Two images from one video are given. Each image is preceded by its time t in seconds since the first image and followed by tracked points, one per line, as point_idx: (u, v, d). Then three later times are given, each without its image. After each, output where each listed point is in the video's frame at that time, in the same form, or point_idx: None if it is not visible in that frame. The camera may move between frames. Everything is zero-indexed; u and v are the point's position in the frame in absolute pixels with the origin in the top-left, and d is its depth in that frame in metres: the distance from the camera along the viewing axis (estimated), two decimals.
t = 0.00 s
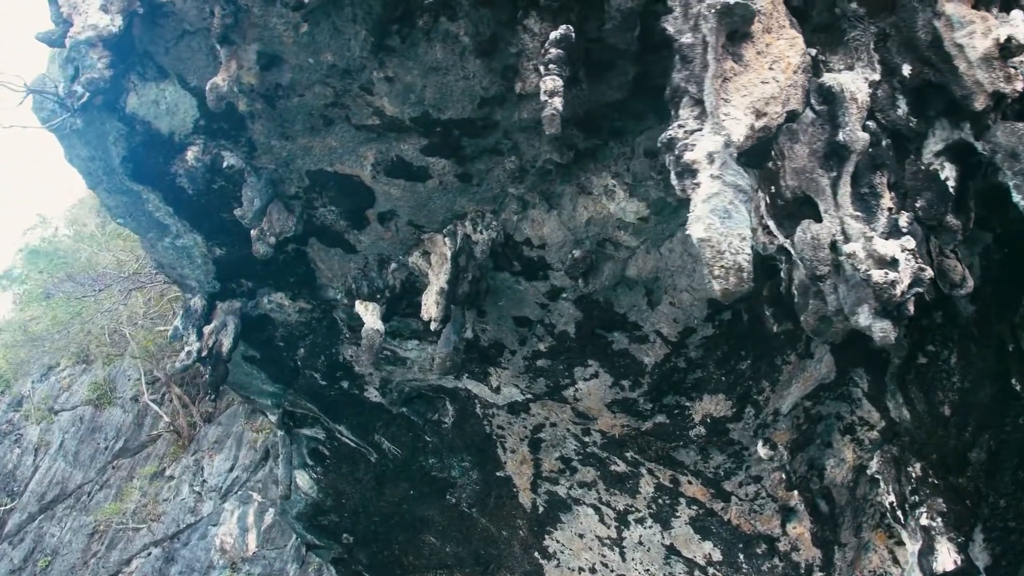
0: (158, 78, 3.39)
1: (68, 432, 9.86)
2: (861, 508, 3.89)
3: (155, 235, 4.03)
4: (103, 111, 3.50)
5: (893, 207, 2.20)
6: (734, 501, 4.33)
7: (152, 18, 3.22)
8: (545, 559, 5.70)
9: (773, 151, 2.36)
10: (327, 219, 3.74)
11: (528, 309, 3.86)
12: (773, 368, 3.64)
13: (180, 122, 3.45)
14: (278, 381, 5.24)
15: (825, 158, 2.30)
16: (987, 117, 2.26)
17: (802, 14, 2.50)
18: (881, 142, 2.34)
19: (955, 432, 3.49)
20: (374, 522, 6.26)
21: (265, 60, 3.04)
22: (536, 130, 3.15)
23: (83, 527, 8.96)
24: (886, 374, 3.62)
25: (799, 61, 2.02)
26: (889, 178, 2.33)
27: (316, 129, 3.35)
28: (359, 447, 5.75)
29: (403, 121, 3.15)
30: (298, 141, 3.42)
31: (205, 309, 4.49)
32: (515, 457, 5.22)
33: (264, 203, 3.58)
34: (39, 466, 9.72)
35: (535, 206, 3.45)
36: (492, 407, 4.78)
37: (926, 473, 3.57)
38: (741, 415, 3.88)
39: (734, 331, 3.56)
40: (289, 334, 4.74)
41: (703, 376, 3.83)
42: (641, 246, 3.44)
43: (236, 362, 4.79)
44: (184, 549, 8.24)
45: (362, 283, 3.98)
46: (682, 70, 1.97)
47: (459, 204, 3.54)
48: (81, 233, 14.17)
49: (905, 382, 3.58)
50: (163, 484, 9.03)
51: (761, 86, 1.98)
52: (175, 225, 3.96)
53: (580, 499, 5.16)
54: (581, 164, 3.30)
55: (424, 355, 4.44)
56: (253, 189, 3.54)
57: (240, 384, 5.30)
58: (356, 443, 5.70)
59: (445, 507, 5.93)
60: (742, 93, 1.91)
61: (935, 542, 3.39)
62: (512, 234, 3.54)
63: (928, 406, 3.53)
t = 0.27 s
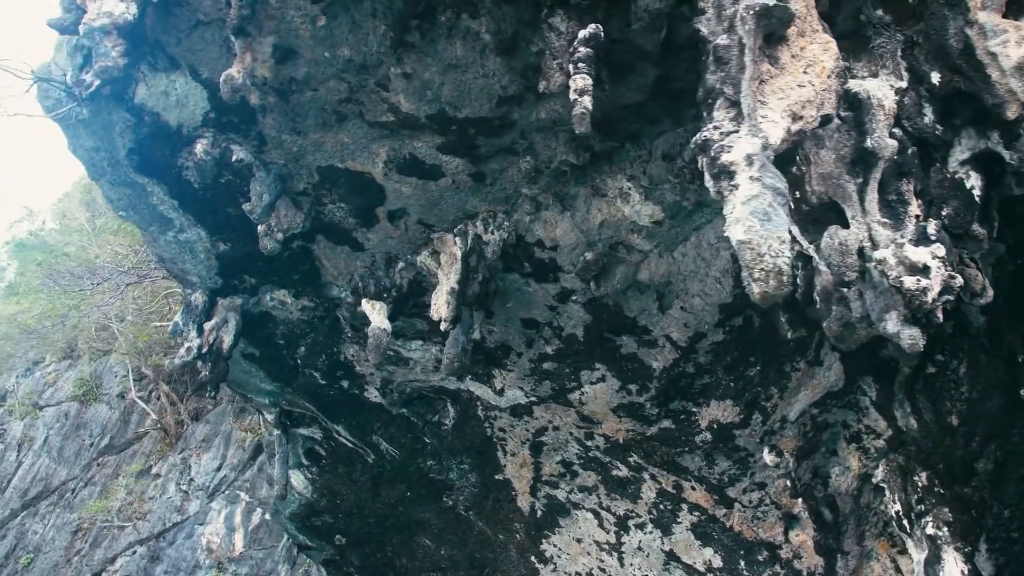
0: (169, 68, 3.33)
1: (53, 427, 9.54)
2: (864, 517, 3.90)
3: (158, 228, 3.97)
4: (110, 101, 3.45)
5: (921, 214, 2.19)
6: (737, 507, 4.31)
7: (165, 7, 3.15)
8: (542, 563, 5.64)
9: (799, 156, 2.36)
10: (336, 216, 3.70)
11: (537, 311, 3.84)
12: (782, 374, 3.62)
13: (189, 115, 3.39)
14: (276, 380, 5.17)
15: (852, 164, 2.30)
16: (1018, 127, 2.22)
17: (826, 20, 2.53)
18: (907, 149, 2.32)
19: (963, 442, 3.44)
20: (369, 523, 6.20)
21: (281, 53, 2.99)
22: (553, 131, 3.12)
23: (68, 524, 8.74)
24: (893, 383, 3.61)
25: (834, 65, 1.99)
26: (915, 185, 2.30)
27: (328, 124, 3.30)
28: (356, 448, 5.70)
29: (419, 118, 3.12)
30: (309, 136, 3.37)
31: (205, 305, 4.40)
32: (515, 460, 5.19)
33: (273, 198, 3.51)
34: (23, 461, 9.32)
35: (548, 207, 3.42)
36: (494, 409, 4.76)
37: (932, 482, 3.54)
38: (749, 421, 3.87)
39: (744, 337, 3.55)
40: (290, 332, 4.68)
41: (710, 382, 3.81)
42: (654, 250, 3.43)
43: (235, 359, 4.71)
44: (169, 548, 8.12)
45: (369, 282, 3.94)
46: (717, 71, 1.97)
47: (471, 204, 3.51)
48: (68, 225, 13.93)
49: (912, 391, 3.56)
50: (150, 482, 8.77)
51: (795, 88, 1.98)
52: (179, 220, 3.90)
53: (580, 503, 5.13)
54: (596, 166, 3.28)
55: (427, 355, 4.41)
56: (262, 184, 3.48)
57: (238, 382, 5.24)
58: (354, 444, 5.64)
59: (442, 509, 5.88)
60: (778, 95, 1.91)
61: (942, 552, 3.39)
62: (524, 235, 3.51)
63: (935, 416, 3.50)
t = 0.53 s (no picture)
0: (179, 58, 3.27)
1: (37, 421, 9.35)
2: (866, 524, 3.89)
3: (161, 221, 3.91)
4: (118, 90, 3.39)
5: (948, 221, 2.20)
6: (739, 513, 4.28)
7: None
8: (537, 566, 5.60)
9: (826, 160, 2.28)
10: (344, 212, 3.64)
11: (545, 312, 3.81)
12: (790, 380, 3.60)
13: (199, 105, 3.34)
14: (275, 377, 5.10)
15: (878, 169, 2.27)
16: None
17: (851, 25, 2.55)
18: (932, 155, 2.28)
19: (968, 452, 3.47)
20: (363, 523, 6.15)
21: (295, 44, 2.93)
22: (569, 130, 3.10)
23: (51, 520, 8.57)
24: (900, 392, 3.60)
25: (867, 69, 2.02)
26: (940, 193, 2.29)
27: (340, 118, 3.25)
28: (353, 448, 5.64)
29: (434, 114, 3.08)
30: (320, 130, 3.32)
31: (206, 300, 4.34)
32: (515, 462, 5.15)
33: (281, 192, 3.46)
34: (5, 455, 9.13)
35: (561, 207, 3.39)
36: (496, 411, 4.73)
37: (936, 491, 3.54)
38: (755, 426, 3.85)
39: (753, 342, 3.53)
40: (291, 329, 4.63)
41: (717, 386, 3.79)
42: (666, 253, 3.40)
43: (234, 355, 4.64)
44: (155, 545, 7.93)
45: (375, 279, 3.89)
46: (752, 73, 1.96)
47: (483, 203, 3.47)
48: (55, 216, 13.68)
49: (919, 400, 3.55)
50: (135, 479, 8.56)
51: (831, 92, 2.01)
52: (182, 212, 3.83)
53: (578, 507, 5.10)
54: (610, 167, 3.25)
55: (430, 355, 4.38)
56: (270, 177, 3.41)
57: (233, 379, 5.16)
58: (351, 443, 5.58)
59: (437, 510, 5.83)
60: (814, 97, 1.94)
61: (946, 560, 3.40)
62: (534, 235, 3.49)
63: (941, 424, 3.50)
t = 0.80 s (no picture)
0: (190, 48, 3.22)
1: (22, 416, 9.02)
2: (869, 530, 3.94)
3: (164, 214, 3.84)
4: (125, 79, 3.34)
5: (974, 228, 2.21)
6: (741, 518, 4.26)
7: None
8: (533, 569, 5.57)
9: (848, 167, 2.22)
10: (352, 208, 3.60)
11: (553, 313, 3.78)
12: (797, 386, 3.61)
13: (208, 96, 3.28)
14: (273, 374, 5.02)
15: (903, 175, 2.25)
16: None
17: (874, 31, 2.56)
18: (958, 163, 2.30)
19: (973, 460, 3.46)
20: (357, 523, 6.08)
21: (311, 37, 2.89)
22: (584, 130, 3.07)
23: (34, 515, 8.41)
24: (906, 399, 3.60)
25: (899, 74, 1.98)
26: (965, 201, 2.29)
27: (352, 113, 3.21)
28: (350, 446, 5.57)
29: (448, 111, 3.04)
30: (331, 125, 3.27)
31: (207, 294, 4.28)
32: (514, 463, 5.12)
33: (289, 186, 3.41)
34: None
35: (573, 208, 3.36)
36: (497, 411, 4.70)
37: (940, 498, 3.55)
38: (761, 431, 3.84)
39: (762, 347, 3.52)
40: (291, 326, 4.57)
41: (724, 391, 3.78)
42: (678, 256, 3.39)
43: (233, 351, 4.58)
44: (140, 542, 7.78)
45: (381, 277, 3.81)
46: (786, 75, 1.96)
47: (494, 201, 3.43)
48: (40, 206, 13.37)
49: (925, 407, 3.56)
50: (121, 475, 8.33)
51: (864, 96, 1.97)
52: (185, 205, 3.76)
53: (577, 509, 5.07)
54: (624, 168, 3.22)
55: (432, 354, 4.34)
56: (279, 172, 3.37)
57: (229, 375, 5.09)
58: (348, 442, 5.51)
59: (433, 511, 5.78)
60: (850, 101, 1.92)
61: (951, 567, 3.42)
62: (545, 235, 3.45)
63: (947, 432, 3.50)
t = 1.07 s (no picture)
0: (203, 39, 3.17)
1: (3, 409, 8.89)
2: (869, 537, 3.93)
3: (167, 207, 3.77)
4: (134, 69, 3.30)
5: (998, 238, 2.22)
6: (742, 524, 4.25)
7: None
8: (528, 572, 5.55)
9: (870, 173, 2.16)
10: (361, 205, 3.56)
11: (560, 315, 3.76)
12: (804, 393, 3.60)
13: (219, 88, 3.23)
14: (271, 371, 4.95)
15: (928, 184, 2.24)
16: None
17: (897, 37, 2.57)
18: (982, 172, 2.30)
19: (977, 468, 3.46)
20: (350, 523, 6.02)
21: (328, 30, 2.85)
22: (601, 131, 3.05)
23: (16, 510, 8.28)
24: (912, 407, 3.60)
25: (932, 81, 1.97)
26: (988, 210, 2.30)
27: (365, 109, 3.17)
28: (346, 445, 5.51)
29: (464, 108, 3.01)
30: (343, 120, 3.23)
31: (208, 290, 4.21)
32: (513, 465, 5.08)
33: (299, 181, 3.37)
34: None
35: (586, 209, 3.33)
36: (498, 413, 4.66)
37: (944, 506, 3.54)
38: (766, 437, 3.84)
39: (771, 352, 3.52)
40: (292, 323, 4.52)
41: (730, 396, 3.77)
42: (689, 260, 3.37)
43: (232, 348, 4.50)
44: (124, 539, 7.56)
45: (388, 274, 3.79)
46: (820, 79, 1.98)
47: (505, 201, 3.41)
48: (25, 197, 13.09)
49: (931, 416, 3.55)
50: (106, 471, 8.17)
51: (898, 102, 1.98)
52: (190, 198, 3.70)
53: (575, 512, 5.05)
54: (638, 170, 3.20)
55: (435, 353, 4.31)
56: (289, 167, 3.32)
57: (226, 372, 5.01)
58: (345, 441, 5.45)
59: (429, 512, 5.74)
60: (886, 108, 1.92)
61: None
62: (556, 236, 3.43)
63: (952, 441, 3.49)
